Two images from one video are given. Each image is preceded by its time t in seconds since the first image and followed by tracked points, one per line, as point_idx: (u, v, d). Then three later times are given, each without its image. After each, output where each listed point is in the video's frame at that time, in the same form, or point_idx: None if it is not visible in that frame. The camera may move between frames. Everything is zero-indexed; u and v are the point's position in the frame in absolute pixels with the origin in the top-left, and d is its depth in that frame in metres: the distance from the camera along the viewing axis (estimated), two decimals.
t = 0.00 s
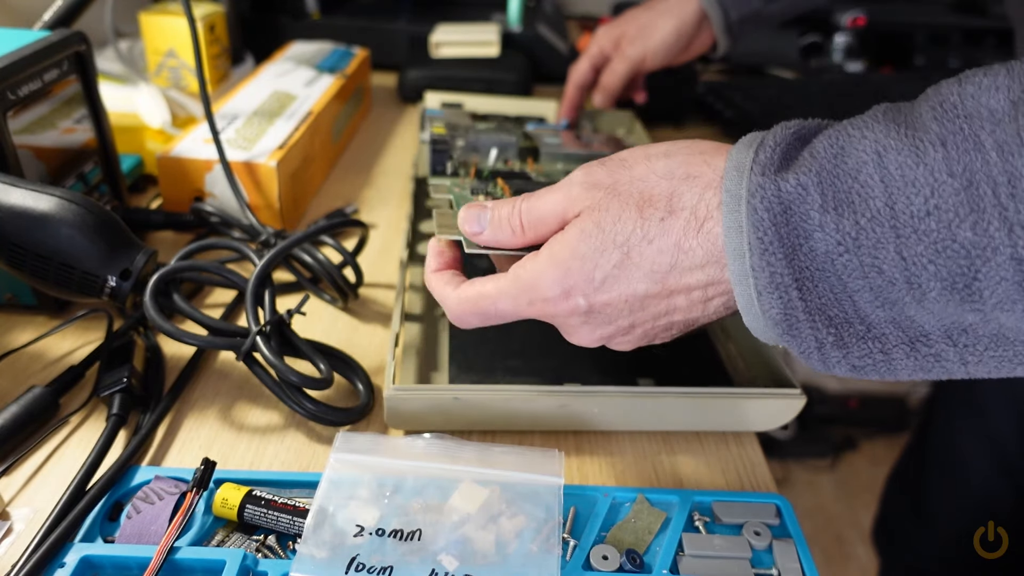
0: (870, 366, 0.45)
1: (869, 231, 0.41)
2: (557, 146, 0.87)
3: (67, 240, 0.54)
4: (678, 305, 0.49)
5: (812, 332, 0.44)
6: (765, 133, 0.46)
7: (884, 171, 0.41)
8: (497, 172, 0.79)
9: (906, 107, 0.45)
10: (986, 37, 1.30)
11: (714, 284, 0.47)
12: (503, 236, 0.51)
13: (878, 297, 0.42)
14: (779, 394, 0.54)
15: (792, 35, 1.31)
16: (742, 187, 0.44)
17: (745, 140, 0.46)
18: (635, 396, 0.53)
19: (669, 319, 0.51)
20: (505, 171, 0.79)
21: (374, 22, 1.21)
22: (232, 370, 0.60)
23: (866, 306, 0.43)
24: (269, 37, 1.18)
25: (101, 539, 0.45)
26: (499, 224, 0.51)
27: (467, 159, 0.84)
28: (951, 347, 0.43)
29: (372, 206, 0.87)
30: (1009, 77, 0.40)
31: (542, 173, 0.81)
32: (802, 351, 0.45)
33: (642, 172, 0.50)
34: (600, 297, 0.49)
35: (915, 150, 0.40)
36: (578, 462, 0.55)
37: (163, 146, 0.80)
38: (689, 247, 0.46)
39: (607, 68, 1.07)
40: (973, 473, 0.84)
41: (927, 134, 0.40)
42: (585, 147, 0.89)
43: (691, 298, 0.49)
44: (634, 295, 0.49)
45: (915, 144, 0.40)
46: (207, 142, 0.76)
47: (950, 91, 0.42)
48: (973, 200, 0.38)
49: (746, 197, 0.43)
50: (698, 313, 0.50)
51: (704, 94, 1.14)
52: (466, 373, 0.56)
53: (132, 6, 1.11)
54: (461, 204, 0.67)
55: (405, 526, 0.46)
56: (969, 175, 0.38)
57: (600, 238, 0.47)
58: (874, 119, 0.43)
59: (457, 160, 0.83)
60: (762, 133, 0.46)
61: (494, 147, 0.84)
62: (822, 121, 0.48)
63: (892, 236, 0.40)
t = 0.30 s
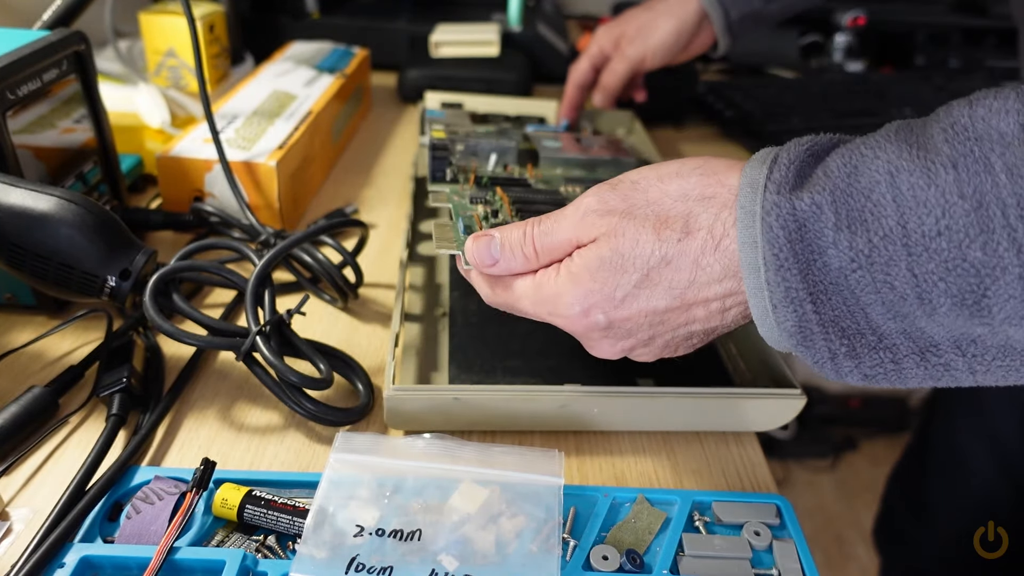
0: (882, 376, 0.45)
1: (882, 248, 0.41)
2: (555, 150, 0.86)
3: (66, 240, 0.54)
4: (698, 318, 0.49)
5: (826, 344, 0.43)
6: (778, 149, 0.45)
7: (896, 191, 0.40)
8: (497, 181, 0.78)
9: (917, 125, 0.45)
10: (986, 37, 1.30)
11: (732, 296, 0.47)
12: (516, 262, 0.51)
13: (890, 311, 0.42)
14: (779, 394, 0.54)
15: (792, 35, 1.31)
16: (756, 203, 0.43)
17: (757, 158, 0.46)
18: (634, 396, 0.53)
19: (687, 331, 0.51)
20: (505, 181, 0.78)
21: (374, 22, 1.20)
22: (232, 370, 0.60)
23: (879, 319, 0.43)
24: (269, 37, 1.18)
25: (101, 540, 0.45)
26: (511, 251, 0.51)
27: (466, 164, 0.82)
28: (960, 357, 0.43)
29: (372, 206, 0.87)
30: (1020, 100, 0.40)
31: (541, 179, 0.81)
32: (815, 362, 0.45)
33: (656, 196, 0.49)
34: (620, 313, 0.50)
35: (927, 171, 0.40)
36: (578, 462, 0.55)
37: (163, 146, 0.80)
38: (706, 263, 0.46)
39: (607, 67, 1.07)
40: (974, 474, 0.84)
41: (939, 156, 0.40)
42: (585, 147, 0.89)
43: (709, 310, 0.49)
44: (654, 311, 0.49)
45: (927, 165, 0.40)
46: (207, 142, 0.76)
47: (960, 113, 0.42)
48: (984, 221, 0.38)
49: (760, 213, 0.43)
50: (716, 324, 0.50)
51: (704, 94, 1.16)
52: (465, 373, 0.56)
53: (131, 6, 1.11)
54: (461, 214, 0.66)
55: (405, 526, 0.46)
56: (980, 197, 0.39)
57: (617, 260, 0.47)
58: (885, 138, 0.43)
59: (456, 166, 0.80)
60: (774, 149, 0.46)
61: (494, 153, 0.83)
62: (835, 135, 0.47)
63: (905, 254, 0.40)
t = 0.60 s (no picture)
0: (885, 387, 0.45)
1: (886, 263, 0.41)
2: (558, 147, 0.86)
3: (66, 240, 0.54)
4: (698, 328, 0.50)
5: (829, 356, 0.44)
6: (783, 160, 0.45)
7: (899, 207, 0.40)
8: (501, 178, 0.78)
9: (921, 137, 0.44)
10: (987, 37, 1.30)
11: (733, 307, 0.47)
12: (522, 273, 0.51)
13: (894, 323, 0.42)
14: (779, 394, 0.54)
15: (792, 34, 1.31)
16: (759, 216, 0.43)
17: (761, 168, 0.46)
18: (633, 396, 0.53)
19: (687, 340, 0.51)
20: (508, 178, 0.78)
21: (374, 22, 1.20)
22: (232, 370, 0.60)
23: (882, 330, 0.43)
24: (269, 37, 1.18)
25: (101, 540, 0.45)
26: (518, 261, 0.51)
27: (469, 162, 0.83)
28: (963, 368, 0.43)
29: (372, 206, 0.87)
30: None
31: (545, 178, 0.81)
32: (819, 373, 0.45)
33: (662, 206, 0.49)
34: (620, 321, 0.50)
35: (930, 187, 0.40)
36: (578, 462, 0.55)
37: (163, 146, 0.80)
38: (707, 273, 0.46)
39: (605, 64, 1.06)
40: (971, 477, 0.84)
41: (942, 171, 0.40)
42: (586, 146, 0.89)
43: (709, 321, 0.49)
44: (654, 319, 0.49)
45: (930, 180, 0.40)
46: (207, 142, 0.76)
47: (964, 128, 0.41)
48: (987, 238, 0.38)
49: (763, 226, 0.43)
50: (716, 335, 0.50)
51: (704, 94, 1.16)
52: (466, 373, 0.56)
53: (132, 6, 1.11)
54: (465, 215, 0.67)
55: (405, 526, 0.46)
56: (983, 213, 0.38)
57: (619, 270, 0.47)
58: (889, 152, 0.43)
59: (459, 164, 0.80)
60: (779, 160, 0.46)
61: (496, 151, 0.83)
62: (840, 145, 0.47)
63: (908, 269, 0.40)
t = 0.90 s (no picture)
0: (900, 411, 0.44)
1: (903, 284, 0.40)
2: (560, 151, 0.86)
3: (66, 240, 0.54)
4: (703, 348, 0.49)
5: (842, 380, 0.43)
6: (790, 175, 0.45)
7: (916, 226, 0.40)
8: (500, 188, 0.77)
9: (935, 152, 0.44)
10: (987, 37, 1.30)
11: (738, 329, 0.47)
12: (520, 292, 0.51)
13: (910, 346, 0.42)
14: (779, 394, 0.54)
15: (792, 34, 1.31)
16: (769, 235, 0.42)
17: (768, 185, 0.45)
18: (628, 396, 0.53)
19: (690, 360, 0.51)
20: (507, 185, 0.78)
21: (374, 22, 1.20)
22: (232, 370, 0.60)
23: (897, 353, 0.42)
24: (269, 37, 1.18)
25: (101, 540, 0.45)
26: (516, 280, 0.51)
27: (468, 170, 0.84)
28: (980, 391, 0.42)
29: (372, 206, 0.87)
30: None
31: (546, 183, 0.81)
32: (831, 397, 0.44)
33: (664, 223, 0.48)
34: (623, 342, 0.49)
35: (949, 205, 0.39)
36: (578, 462, 0.55)
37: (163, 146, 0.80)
38: (713, 294, 0.46)
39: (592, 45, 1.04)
40: (976, 474, 0.84)
41: (962, 189, 0.39)
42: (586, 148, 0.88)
43: (715, 341, 0.48)
44: (659, 340, 0.49)
45: (949, 198, 0.39)
46: (207, 143, 0.76)
47: (982, 142, 0.41)
48: (1011, 257, 0.38)
49: (774, 246, 0.42)
50: (721, 354, 0.50)
51: (704, 95, 1.16)
52: (465, 374, 0.56)
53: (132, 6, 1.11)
54: (463, 227, 0.67)
55: (405, 526, 0.46)
56: (1006, 232, 0.38)
57: (621, 291, 0.47)
58: (903, 168, 0.42)
59: (457, 175, 0.79)
60: (786, 176, 0.45)
61: (495, 159, 0.84)
62: (848, 160, 0.46)
63: (927, 290, 0.40)
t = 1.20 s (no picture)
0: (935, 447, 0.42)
1: (939, 317, 0.38)
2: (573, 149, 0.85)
3: (67, 240, 0.54)
4: (723, 377, 0.48)
5: (873, 417, 0.41)
6: (815, 203, 0.43)
7: (952, 255, 0.38)
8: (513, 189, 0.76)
9: (969, 176, 0.41)
10: (987, 37, 1.30)
11: (760, 359, 0.45)
12: (536, 317, 0.49)
13: (946, 382, 0.40)
14: (779, 394, 0.54)
15: (792, 34, 1.31)
16: (793, 266, 0.41)
17: (791, 214, 0.43)
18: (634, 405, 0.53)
19: (710, 388, 0.49)
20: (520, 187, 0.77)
21: (374, 22, 1.20)
22: (232, 369, 0.60)
23: (931, 389, 0.40)
24: (269, 37, 1.18)
25: (101, 539, 0.45)
26: (530, 306, 0.48)
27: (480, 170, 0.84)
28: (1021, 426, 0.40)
29: (372, 206, 0.87)
30: None
31: (560, 184, 0.81)
32: (861, 434, 0.42)
33: (684, 252, 0.46)
34: (641, 372, 0.48)
35: (988, 233, 0.37)
36: (578, 462, 0.55)
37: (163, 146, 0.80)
38: (735, 327, 0.44)
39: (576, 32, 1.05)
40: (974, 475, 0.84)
41: (1000, 216, 0.37)
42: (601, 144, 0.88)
43: (736, 371, 0.47)
44: (677, 371, 0.47)
45: (987, 226, 0.37)
46: (207, 142, 0.76)
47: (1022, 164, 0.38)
48: None
49: (800, 278, 0.40)
50: (742, 382, 0.48)
51: (704, 95, 1.16)
52: (465, 373, 0.56)
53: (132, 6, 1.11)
54: (476, 237, 0.66)
55: (405, 526, 0.46)
56: None
57: (639, 323, 0.45)
58: (936, 193, 0.40)
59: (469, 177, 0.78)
60: (811, 204, 0.43)
61: (508, 158, 0.85)
62: (878, 186, 0.44)
63: (965, 323, 0.38)
